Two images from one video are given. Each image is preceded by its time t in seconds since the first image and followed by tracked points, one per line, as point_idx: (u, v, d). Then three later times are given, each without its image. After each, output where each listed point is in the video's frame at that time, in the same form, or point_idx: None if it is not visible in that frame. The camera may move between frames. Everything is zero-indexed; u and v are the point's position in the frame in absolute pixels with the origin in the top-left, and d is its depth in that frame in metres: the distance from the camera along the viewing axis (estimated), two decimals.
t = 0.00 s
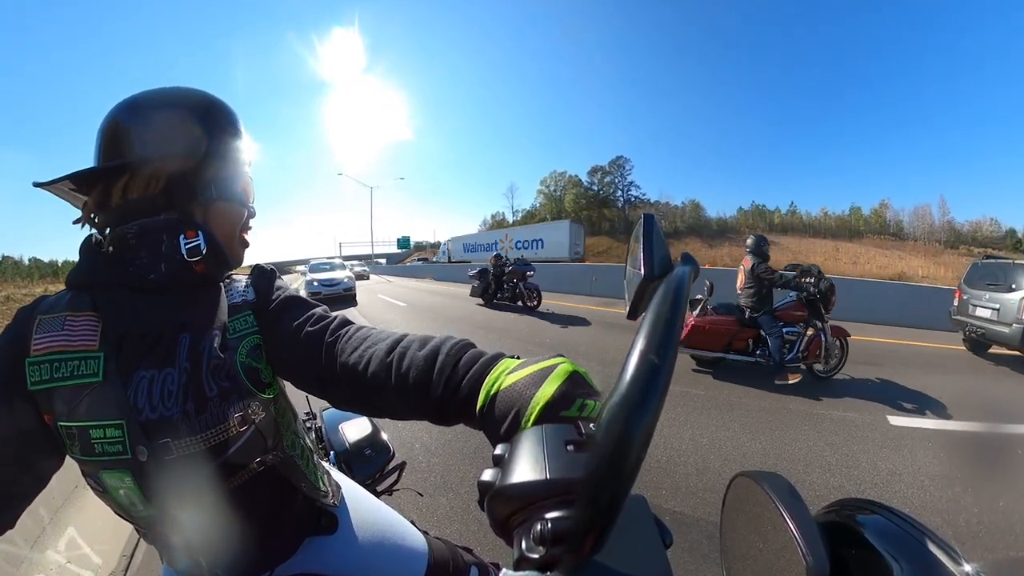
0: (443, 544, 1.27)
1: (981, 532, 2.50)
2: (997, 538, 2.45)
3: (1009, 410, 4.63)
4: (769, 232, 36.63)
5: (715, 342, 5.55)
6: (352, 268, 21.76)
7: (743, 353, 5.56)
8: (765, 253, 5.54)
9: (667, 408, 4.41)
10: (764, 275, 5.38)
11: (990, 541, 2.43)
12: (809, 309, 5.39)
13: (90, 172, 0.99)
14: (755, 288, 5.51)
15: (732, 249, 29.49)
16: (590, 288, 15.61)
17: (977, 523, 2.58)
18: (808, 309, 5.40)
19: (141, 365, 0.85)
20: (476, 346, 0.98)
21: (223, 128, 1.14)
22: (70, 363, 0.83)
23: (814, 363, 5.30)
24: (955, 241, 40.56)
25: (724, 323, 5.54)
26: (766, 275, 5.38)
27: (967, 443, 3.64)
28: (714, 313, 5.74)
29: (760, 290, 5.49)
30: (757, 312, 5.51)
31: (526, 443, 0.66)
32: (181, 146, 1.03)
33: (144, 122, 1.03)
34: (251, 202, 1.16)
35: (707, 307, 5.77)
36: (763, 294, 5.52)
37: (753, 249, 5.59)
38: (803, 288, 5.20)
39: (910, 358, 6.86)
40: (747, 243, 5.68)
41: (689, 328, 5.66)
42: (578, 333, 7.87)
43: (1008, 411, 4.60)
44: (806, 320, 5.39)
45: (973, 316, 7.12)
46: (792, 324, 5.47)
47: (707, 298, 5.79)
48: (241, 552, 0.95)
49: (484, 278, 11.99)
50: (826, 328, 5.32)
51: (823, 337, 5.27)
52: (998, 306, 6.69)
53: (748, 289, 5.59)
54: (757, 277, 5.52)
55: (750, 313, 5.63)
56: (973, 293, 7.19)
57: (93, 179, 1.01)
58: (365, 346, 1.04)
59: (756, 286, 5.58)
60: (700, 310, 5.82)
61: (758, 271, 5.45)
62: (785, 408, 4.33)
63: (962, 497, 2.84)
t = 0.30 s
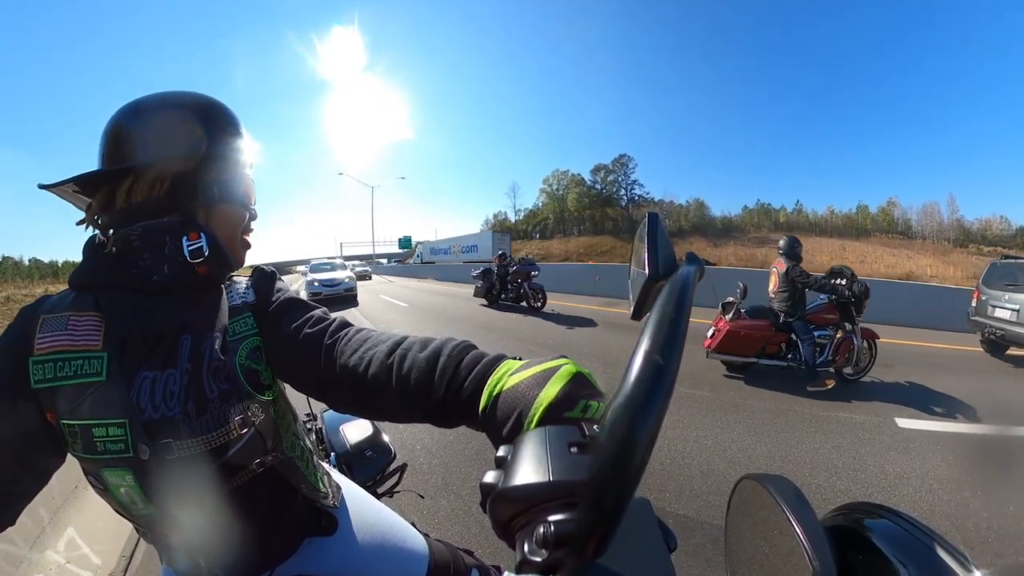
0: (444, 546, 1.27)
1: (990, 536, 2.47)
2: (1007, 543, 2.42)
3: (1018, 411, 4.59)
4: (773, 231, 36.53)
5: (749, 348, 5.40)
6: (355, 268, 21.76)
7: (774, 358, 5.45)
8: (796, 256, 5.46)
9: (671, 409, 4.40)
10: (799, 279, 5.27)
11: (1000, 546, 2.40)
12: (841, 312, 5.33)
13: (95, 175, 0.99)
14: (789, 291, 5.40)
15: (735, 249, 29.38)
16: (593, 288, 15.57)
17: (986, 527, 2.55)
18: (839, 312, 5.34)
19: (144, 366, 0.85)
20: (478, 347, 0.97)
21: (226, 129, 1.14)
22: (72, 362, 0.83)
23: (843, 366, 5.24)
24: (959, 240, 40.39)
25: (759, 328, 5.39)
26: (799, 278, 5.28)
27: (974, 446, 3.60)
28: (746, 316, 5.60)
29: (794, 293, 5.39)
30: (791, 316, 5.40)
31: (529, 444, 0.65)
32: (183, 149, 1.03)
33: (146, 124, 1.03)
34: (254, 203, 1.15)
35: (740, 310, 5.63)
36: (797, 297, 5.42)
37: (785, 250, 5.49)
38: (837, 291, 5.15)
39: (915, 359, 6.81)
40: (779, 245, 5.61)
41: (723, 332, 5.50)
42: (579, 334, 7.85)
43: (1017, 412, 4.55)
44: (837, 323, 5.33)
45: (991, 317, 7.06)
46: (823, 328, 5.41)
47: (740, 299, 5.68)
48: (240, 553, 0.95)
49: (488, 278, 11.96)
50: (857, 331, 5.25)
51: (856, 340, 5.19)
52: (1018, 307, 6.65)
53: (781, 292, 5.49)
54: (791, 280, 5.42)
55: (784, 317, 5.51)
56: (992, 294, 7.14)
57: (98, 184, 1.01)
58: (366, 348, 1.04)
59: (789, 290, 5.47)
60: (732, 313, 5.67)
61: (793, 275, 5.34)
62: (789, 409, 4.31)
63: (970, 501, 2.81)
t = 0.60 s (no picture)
0: (445, 549, 1.26)
1: (999, 541, 2.44)
2: (1017, 549, 2.39)
3: None
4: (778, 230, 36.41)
5: (790, 352, 5.18)
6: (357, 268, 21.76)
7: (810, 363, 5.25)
8: (833, 257, 5.21)
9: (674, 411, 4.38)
10: (838, 283, 5.02)
11: (1009, 551, 2.37)
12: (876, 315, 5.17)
13: (99, 177, 0.99)
14: (826, 295, 5.17)
15: (739, 249, 29.25)
16: (596, 288, 15.51)
17: (995, 532, 2.52)
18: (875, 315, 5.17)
19: (146, 366, 0.85)
20: (479, 348, 0.96)
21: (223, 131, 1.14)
22: (76, 361, 0.84)
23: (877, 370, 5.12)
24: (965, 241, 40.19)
25: (801, 333, 5.18)
26: (837, 282, 5.03)
27: (981, 448, 3.57)
28: (784, 320, 5.37)
29: (831, 297, 5.16)
30: (828, 320, 5.18)
31: (531, 445, 0.65)
32: (182, 148, 1.03)
33: (146, 124, 1.03)
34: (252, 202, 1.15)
35: (779, 312, 5.42)
36: (833, 301, 5.18)
37: (823, 252, 5.21)
38: (875, 295, 4.94)
39: (922, 360, 6.75)
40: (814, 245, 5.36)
41: (763, 337, 5.28)
42: (580, 334, 7.83)
43: None
44: (873, 327, 5.10)
45: (1008, 317, 6.99)
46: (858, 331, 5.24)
47: (780, 302, 5.49)
48: (240, 554, 0.95)
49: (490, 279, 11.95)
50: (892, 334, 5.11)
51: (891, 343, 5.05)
52: None
53: (817, 295, 5.26)
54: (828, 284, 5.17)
55: (820, 320, 5.29)
56: (1009, 294, 7.08)
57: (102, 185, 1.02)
58: (367, 350, 1.03)
59: (825, 293, 5.22)
60: (770, 316, 5.47)
61: (830, 278, 5.07)
62: (795, 411, 4.29)
63: (980, 505, 2.78)
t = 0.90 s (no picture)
0: (447, 551, 1.25)
1: (1008, 546, 2.42)
2: None
3: None
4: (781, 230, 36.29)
5: (832, 357, 5.04)
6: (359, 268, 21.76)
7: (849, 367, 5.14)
8: (871, 259, 5.18)
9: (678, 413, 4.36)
10: (878, 285, 4.97)
11: (1019, 556, 2.34)
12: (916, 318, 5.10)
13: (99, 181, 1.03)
14: (865, 297, 5.13)
15: (744, 247, 29.11)
16: (600, 288, 15.47)
17: (1005, 537, 2.50)
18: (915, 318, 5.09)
19: (148, 366, 0.85)
20: (481, 349, 0.96)
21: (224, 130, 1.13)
22: (81, 362, 0.84)
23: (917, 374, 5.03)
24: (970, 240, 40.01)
25: (843, 337, 5.04)
26: (878, 285, 4.98)
27: (989, 451, 3.55)
28: (825, 323, 5.21)
29: (870, 299, 5.12)
30: (869, 321, 5.10)
31: (534, 446, 0.64)
32: (168, 146, 1.03)
33: (139, 124, 1.05)
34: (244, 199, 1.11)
35: (820, 316, 5.27)
36: (873, 304, 5.12)
37: (862, 253, 5.22)
38: (918, 298, 4.87)
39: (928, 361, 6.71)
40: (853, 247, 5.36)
41: (805, 342, 5.14)
42: (583, 335, 7.81)
43: None
44: (912, 330, 5.02)
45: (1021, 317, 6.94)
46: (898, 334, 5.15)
47: (820, 305, 5.38)
48: (239, 553, 0.95)
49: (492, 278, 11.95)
50: (932, 338, 5.04)
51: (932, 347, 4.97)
52: None
53: (856, 297, 5.22)
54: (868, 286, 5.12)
55: (860, 322, 5.21)
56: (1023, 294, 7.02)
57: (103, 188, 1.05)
58: (367, 351, 1.02)
59: (864, 296, 5.17)
60: (811, 320, 5.33)
61: (871, 281, 5.03)
62: (801, 413, 4.27)
63: (989, 509, 2.76)
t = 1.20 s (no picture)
0: (448, 554, 1.25)
1: (1019, 551, 2.39)
2: None
3: None
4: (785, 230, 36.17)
5: (876, 361, 4.96)
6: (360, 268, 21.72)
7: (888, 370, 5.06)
8: (912, 261, 5.06)
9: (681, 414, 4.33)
10: (922, 289, 4.85)
11: None
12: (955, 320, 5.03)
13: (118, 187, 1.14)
14: (906, 299, 5.01)
15: (749, 245, 29.00)
16: (603, 288, 15.42)
17: (1015, 542, 2.47)
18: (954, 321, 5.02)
19: (146, 367, 0.87)
20: (482, 351, 0.95)
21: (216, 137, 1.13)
22: (86, 360, 0.87)
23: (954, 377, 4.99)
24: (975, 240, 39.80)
25: (885, 340, 4.95)
26: (920, 289, 4.87)
27: (996, 454, 3.52)
28: (866, 326, 5.11)
29: (912, 301, 5.01)
30: (911, 325, 4.99)
31: (535, 449, 0.64)
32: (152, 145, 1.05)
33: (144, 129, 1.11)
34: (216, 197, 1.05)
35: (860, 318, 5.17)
36: (914, 307, 5.01)
37: (903, 255, 5.10)
38: (960, 302, 4.78)
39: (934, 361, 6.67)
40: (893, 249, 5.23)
41: (846, 345, 5.06)
42: (586, 335, 7.79)
43: None
44: (951, 333, 4.96)
45: None
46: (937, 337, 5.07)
47: (861, 307, 5.29)
48: (239, 553, 0.95)
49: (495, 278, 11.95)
50: (971, 340, 4.99)
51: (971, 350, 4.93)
52: None
53: (896, 299, 5.12)
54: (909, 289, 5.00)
55: (901, 325, 5.10)
56: None
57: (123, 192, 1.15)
58: (369, 354, 1.02)
59: (905, 299, 5.05)
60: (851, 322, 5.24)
61: (913, 285, 4.90)
62: (807, 415, 4.24)
63: (999, 514, 2.73)
